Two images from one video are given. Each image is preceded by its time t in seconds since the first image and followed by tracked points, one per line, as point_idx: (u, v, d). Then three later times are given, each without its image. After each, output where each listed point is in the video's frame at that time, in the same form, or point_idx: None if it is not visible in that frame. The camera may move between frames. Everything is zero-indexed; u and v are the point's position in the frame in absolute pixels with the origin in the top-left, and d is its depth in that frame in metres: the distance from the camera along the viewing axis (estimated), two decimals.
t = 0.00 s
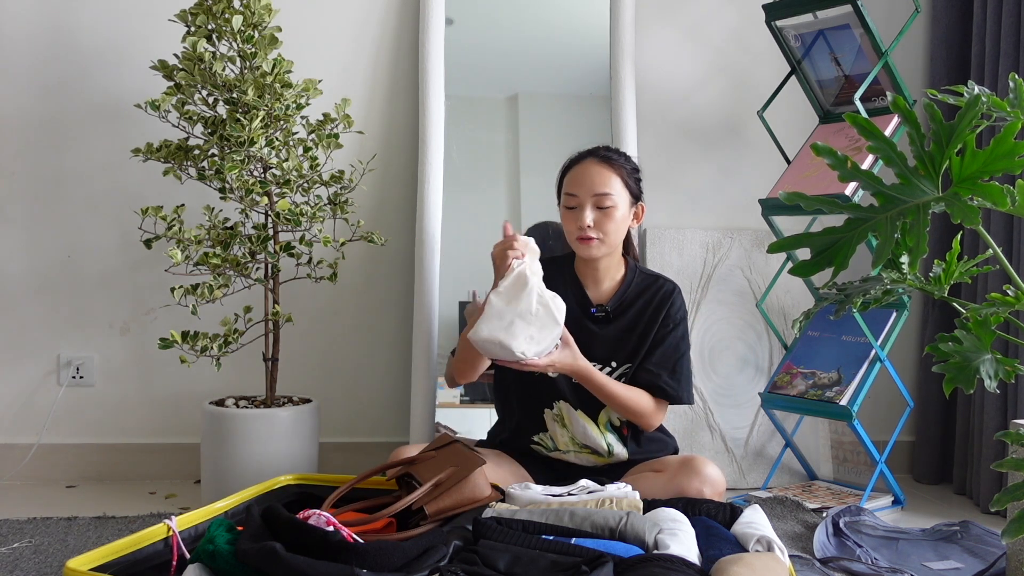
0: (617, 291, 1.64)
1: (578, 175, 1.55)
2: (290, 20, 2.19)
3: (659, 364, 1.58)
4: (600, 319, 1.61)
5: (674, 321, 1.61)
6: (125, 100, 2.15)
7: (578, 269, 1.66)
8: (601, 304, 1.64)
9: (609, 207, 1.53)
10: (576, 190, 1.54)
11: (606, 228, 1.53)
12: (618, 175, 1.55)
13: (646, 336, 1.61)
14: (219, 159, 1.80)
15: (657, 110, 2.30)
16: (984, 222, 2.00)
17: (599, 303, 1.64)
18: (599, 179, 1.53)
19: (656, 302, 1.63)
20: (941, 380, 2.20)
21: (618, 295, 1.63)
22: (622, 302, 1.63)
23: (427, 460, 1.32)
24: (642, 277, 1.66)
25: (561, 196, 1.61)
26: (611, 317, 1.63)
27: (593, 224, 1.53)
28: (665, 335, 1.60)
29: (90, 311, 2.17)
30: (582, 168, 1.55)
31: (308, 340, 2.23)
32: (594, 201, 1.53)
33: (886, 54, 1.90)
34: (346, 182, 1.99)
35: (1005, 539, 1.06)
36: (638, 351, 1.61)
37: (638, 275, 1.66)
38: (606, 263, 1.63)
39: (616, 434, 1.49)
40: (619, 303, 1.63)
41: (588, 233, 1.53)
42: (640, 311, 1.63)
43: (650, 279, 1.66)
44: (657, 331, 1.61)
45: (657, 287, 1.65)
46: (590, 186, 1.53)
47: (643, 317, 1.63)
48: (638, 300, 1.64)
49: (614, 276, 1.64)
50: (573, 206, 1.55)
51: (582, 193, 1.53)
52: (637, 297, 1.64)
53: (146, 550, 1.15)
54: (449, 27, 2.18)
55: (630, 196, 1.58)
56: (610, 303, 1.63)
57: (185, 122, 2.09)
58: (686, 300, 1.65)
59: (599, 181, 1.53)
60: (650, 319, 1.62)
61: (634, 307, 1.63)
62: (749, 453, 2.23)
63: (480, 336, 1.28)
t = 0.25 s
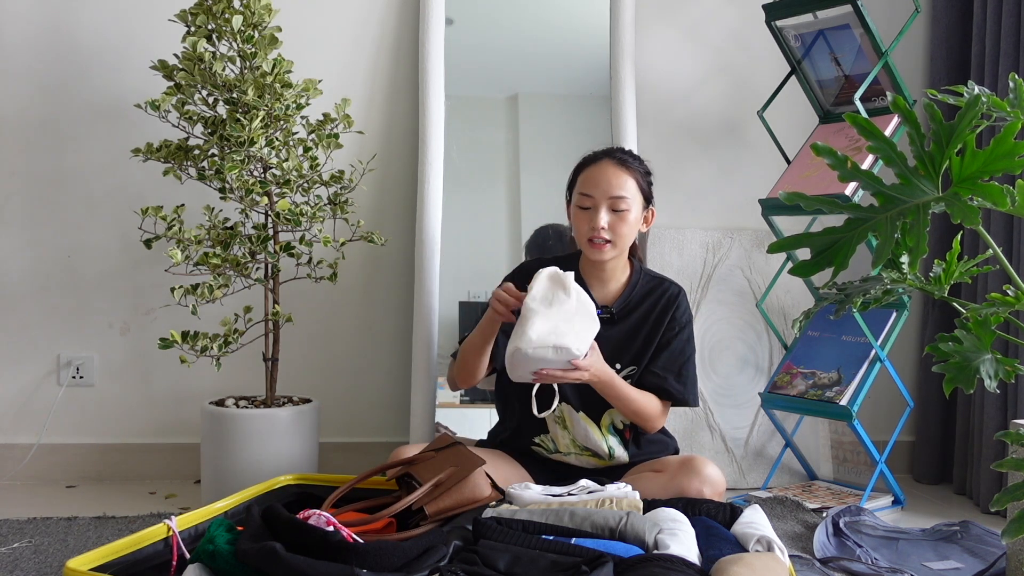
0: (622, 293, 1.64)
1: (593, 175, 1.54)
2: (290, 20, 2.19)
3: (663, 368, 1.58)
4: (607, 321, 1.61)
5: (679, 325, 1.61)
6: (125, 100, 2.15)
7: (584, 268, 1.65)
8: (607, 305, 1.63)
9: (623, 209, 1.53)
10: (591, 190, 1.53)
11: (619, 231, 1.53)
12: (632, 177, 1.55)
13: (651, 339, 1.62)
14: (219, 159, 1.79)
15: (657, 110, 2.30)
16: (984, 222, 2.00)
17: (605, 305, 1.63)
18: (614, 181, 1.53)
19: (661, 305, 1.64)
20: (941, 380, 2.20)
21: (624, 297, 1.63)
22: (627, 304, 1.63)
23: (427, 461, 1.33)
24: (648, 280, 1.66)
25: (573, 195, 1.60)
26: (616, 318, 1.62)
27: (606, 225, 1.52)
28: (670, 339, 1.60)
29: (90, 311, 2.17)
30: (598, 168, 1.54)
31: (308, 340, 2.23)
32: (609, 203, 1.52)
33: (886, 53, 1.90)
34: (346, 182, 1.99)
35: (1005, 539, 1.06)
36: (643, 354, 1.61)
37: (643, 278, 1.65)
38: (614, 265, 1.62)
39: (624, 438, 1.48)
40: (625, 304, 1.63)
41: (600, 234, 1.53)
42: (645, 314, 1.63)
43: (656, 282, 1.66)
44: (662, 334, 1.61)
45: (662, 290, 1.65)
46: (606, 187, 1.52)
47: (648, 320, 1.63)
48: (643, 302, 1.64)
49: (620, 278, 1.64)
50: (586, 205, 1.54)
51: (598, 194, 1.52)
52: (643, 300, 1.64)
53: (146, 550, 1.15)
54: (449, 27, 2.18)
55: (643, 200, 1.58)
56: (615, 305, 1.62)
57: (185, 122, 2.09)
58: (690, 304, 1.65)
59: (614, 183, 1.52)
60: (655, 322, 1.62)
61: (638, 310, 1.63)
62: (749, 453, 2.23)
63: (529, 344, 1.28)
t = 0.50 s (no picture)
0: (623, 294, 1.64)
1: (597, 175, 1.54)
2: (290, 20, 2.19)
3: (662, 369, 1.58)
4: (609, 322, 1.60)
5: (678, 327, 1.62)
6: (125, 100, 2.15)
7: (584, 268, 1.65)
8: (607, 306, 1.63)
9: (626, 210, 1.53)
10: (594, 190, 1.53)
11: (622, 231, 1.53)
12: (636, 178, 1.55)
13: (650, 340, 1.62)
14: (219, 159, 1.79)
15: (657, 110, 2.30)
16: (984, 222, 2.00)
17: (605, 305, 1.63)
18: (618, 181, 1.53)
19: (662, 306, 1.64)
20: (941, 380, 2.20)
21: (624, 297, 1.63)
22: (627, 305, 1.63)
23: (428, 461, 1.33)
24: (648, 281, 1.66)
25: (576, 195, 1.60)
26: (616, 319, 1.62)
27: (609, 226, 1.52)
28: (669, 340, 1.61)
29: (90, 311, 2.17)
30: (601, 169, 1.54)
31: (308, 339, 2.23)
32: (612, 204, 1.52)
33: (886, 54, 1.90)
34: (346, 182, 1.98)
35: (1005, 539, 1.06)
36: (642, 355, 1.61)
37: (644, 279, 1.65)
38: (615, 265, 1.62)
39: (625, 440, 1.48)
40: (625, 305, 1.63)
41: (603, 235, 1.53)
42: (644, 314, 1.63)
43: (656, 283, 1.66)
44: (662, 335, 1.62)
45: (662, 292, 1.65)
46: (610, 187, 1.52)
47: (648, 321, 1.63)
48: (644, 303, 1.64)
49: (621, 278, 1.64)
50: (589, 205, 1.54)
51: (601, 194, 1.52)
52: (643, 300, 1.64)
53: (146, 550, 1.15)
54: (449, 27, 2.18)
55: (645, 201, 1.58)
56: (615, 305, 1.62)
57: (185, 122, 2.09)
58: (690, 307, 1.65)
59: (618, 183, 1.53)
60: (655, 322, 1.63)
61: (639, 311, 1.63)
62: (749, 453, 2.23)
63: (563, 370, 1.24)
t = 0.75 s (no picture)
0: (626, 292, 1.64)
1: (595, 175, 1.54)
2: (290, 20, 2.19)
3: (665, 370, 1.58)
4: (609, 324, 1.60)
5: (681, 327, 1.62)
6: (125, 100, 2.15)
7: (586, 268, 1.65)
8: (609, 306, 1.63)
9: (626, 208, 1.53)
10: (593, 190, 1.53)
11: (623, 229, 1.53)
12: (634, 175, 1.55)
13: (653, 341, 1.62)
14: (219, 159, 1.79)
15: (657, 110, 2.30)
16: (984, 222, 2.00)
17: (608, 305, 1.63)
18: (616, 180, 1.53)
19: (664, 306, 1.64)
20: (941, 380, 2.21)
21: (626, 297, 1.63)
22: (630, 305, 1.63)
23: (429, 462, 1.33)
24: (651, 280, 1.66)
25: (574, 196, 1.60)
26: (619, 319, 1.62)
27: (610, 225, 1.52)
28: (672, 341, 1.61)
29: (89, 311, 2.17)
30: (599, 168, 1.54)
31: (308, 339, 2.23)
32: (612, 202, 1.52)
33: (886, 54, 1.90)
34: (346, 182, 1.98)
35: (1005, 539, 1.06)
36: (645, 355, 1.61)
37: (646, 278, 1.65)
38: (617, 264, 1.62)
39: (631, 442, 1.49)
40: (627, 305, 1.63)
41: (604, 234, 1.53)
42: (647, 314, 1.63)
43: (658, 282, 1.66)
44: (665, 335, 1.62)
45: (665, 291, 1.65)
46: (608, 186, 1.52)
47: (651, 321, 1.63)
48: (646, 302, 1.64)
49: (623, 277, 1.64)
50: (589, 205, 1.54)
51: (600, 193, 1.52)
52: (645, 300, 1.64)
53: (147, 549, 1.15)
54: (449, 27, 2.18)
55: (644, 197, 1.58)
56: (618, 305, 1.62)
57: (185, 122, 2.09)
58: (692, 307, 1.66)
59: (617, 182, 1.53)
60: (658, 322, 1.63)
61: (642, 310, 1.63)
62: (749, 453, 2.23)
63: (575, 426, 1.27)
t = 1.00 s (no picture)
0: (627, 293, 1.64)
1: (596, 177, 1.54)
2: (290, 20, 2.19)
3: (667, 369, 1.58)
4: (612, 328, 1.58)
5: (682, 327, 1.62)
6: (125, 100, 2.15)
7: (587, 269, 1.65)
8: (611, 307, 1.63)
9: (627, 210, 1.53)
10: (595, 192, 1.53)
11: (625, 231, 1.53)
12: (635, 177, 1.55)
13: (654, 340, 1.62)
14: (219, 159, 1.79)
15: (657, 110, 2.30)
16: (984, 222, 2.00)
17: (609, 306, 1.63)
18: (618, 182, 1.53)
19: (665, 306, 1.64)
20: (941, 380, 2.21)
21: (628, 298, 1.63)
22: (631, 305, 1.63)
23: (428, 461, 1.33)
24: (651, 280, 1.66)
25: (575, 198, 1.60)
26: (621, 319, 1.62)
27: (612, 227, 1.52)
28: (673, 340, 1.61)
29: (90, 311, 2.17)
30: (600, 170, 1.54)
31: (307, 339, 2.23)
32: (614, 205, 1.52)
33: (886, 53, 1.90)
34: (346, 182, 1.98)
35: (1005, 539, 1.06)
36: (647, 355, 1.61)
37: (647, 279, 1.66)
38: (618, 265, 1.62)
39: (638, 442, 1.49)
40: (629, 305, 1.63)
41: (606, 237, 1.53)
42: (649, 314, 1.63)
43: (659, 282, 1.66)
44: (665, 335, 1.62)
45: (665, 292, 1.66)
46: (609, 189, 1.52)
47: (652, 321, 1.63)
48: (648, 302, 1.64)
49: (624, 278, 1.64)
50: (591, 208, 1.54)
51: (601, 196, 1.52)
52: (646, 300, 1.64)
53: (147, 549, 1.15)
54: (449, 27, 2.18)
55: (645, 199, 1.58)
56: (619, 306, 1.62)
57: (185, 122, 2.09)
58: (693, 307, 1.66)
59: (618, 184, 1.53)
60: (659, 322, 1.63)
61: (644, 310, 1.63)
62: (749, 453, 2.23)
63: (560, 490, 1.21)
